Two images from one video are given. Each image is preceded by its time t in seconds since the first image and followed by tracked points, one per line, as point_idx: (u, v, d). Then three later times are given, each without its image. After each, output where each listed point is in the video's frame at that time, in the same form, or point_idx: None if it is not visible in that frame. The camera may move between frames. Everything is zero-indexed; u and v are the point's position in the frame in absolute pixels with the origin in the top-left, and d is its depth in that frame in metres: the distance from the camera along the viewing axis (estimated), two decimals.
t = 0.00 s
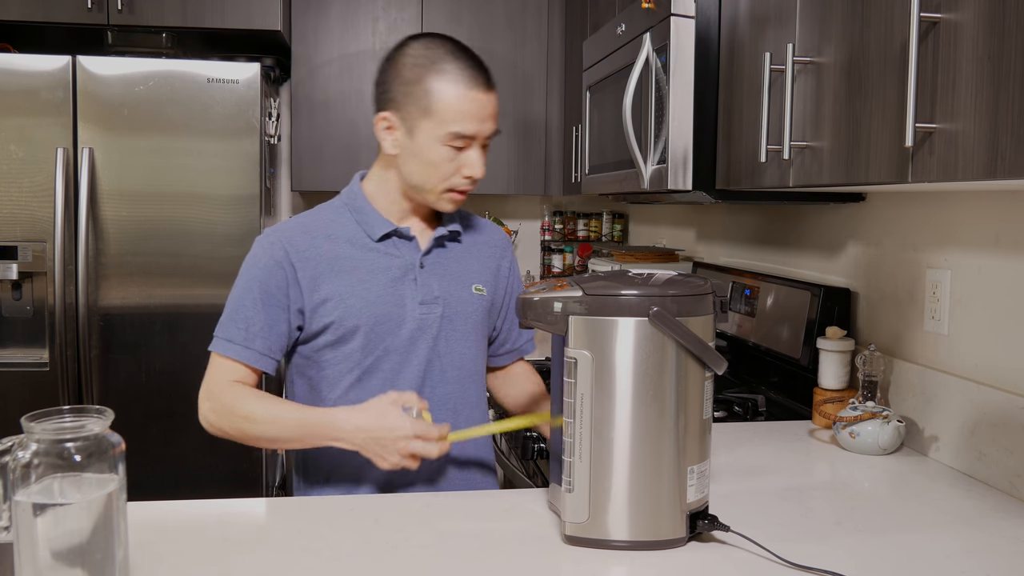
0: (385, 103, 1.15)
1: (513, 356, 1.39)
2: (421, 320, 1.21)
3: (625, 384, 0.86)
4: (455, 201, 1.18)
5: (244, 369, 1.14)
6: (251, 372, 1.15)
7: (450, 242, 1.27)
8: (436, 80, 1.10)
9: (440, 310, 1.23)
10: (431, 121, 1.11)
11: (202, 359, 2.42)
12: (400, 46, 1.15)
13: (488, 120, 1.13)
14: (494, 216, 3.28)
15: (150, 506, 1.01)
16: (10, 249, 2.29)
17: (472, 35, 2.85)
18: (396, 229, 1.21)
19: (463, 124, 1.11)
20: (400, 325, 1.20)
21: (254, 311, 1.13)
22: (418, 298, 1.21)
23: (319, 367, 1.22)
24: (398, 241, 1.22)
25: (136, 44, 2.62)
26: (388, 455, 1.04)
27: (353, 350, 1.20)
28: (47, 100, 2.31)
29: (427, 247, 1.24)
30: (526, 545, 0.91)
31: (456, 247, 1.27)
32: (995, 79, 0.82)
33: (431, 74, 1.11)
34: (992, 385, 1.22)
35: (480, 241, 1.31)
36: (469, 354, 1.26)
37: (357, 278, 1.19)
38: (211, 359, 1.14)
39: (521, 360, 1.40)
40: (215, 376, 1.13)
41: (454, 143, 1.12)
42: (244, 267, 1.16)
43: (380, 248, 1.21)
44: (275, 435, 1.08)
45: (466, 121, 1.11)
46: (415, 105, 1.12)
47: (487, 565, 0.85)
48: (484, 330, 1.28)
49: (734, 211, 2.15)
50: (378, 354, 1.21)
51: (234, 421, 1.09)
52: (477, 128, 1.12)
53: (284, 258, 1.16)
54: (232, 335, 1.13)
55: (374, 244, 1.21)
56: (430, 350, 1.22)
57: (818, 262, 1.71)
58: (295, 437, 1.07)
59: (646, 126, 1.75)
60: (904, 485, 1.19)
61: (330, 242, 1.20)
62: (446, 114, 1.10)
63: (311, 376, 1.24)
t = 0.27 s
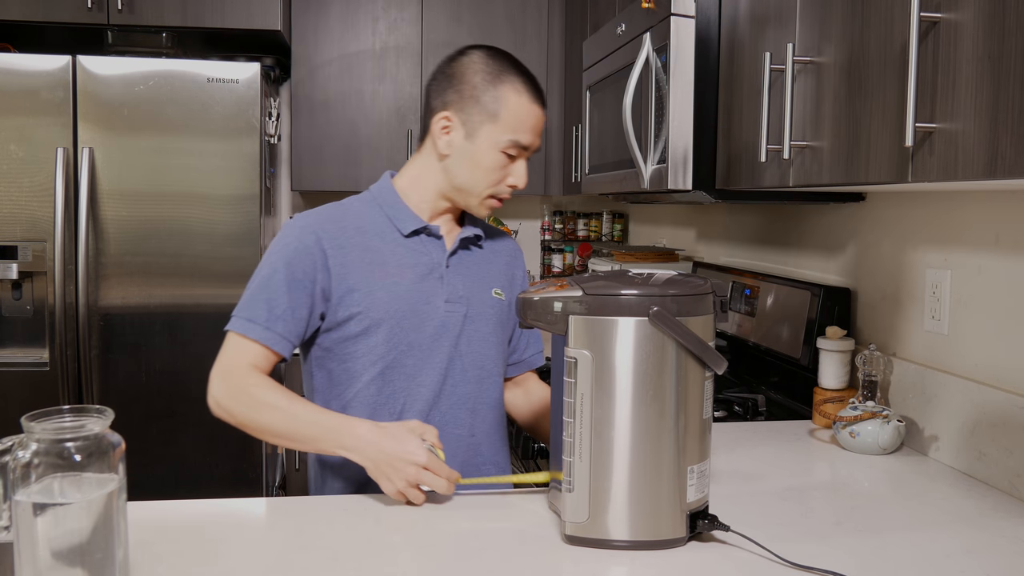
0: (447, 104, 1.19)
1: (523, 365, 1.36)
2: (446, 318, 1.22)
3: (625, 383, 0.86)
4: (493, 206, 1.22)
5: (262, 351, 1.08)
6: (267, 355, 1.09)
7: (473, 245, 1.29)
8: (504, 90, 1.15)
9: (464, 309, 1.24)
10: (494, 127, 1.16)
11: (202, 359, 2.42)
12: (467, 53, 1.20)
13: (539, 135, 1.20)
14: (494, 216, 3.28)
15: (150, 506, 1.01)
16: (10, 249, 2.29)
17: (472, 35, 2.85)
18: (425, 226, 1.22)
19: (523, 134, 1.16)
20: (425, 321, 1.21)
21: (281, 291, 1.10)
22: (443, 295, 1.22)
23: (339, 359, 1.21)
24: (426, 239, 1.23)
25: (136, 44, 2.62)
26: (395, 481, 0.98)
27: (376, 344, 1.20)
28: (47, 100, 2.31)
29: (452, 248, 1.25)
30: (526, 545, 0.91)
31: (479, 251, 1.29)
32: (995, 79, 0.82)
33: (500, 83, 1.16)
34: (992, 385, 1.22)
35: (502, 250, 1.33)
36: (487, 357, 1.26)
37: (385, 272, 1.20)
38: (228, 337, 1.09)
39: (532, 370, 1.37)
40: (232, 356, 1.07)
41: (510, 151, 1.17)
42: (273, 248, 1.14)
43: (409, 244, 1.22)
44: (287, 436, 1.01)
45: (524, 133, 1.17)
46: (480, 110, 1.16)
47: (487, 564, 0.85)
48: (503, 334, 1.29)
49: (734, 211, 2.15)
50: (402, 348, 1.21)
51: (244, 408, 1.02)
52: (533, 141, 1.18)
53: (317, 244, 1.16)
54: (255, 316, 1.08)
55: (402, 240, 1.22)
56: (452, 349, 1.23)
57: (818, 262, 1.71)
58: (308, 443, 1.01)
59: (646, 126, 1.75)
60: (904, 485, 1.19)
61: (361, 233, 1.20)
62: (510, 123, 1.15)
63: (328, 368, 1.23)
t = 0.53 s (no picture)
0: (460, 109, 1.21)
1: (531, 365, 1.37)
2: (459, 315, 1.23)
3: (625, 383, 0.86)
4: (501, 212, 1.23)
5: (283, 347, 1.10)
6: (287, 350, 1.11)
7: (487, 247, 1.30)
8: (516, 96, 1.18)
9: (477, 308, 1.24)
10: (505, 131, 1.18)
11: (202, 359, 2.42)
12: (482, 62, 1.23)
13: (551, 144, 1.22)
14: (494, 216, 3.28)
15: (150, 506, 1.01)
16: (10, 249, 2.29)
17: (472, 35, 2.85)
18: (439, 225, 1.24)
19: (533, 140, 1.18)
20: (438, 318, 1.22)
21: (298, 286, 1.12)
22: (457, 293, 1.23)
23: (353, 355, 1.22)
24: (440, 238, 1.24)
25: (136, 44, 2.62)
26: (418, 472, 0.95)
27: (390, 341, 1.20)
28: (47, 100, 2.31)
29: (466, 247, 1.26)
30: (526, 545, 0.91)
31: (492, 252, 1.30)
32: (995, 79, 0.82)
33: (512, 89, 1.18)
34: (992, 385, 1.22)
35: (515, 253, 1.34)
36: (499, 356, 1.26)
37: (399, 269, 1.21)
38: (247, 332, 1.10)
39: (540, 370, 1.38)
40: (254, 350, 1.09)
41: (520, 157, 1.19)
42: (291, 243, 1.16)
43: (423, 242, 1.23)
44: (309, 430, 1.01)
45: (535, 139, 1.18)
46: (492, 115, 1.18)
47: (487, 564, 0.85)
48: (515, 334, 1.30)
49: (734, 211, 2.15)
50: (416, 345, 1.21)
51: (269, 401, 1.03)
52: (544, 148, 1.20)
53: (333, 241, 1.18)
54: (274, 310, 1.10)
55: (417, 238, 1.23)
56: (465, 346, 1.23)
57: (818, 262, 1.71)
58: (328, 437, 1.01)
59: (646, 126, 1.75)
60: (905, 485, 1.19)
61: (376, 231, 1.22)
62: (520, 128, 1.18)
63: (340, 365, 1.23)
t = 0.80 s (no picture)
0: (446, 114, 1.19)
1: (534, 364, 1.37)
2: (459, 315, 1.23)
3: (625, 383, 0.86)
4: (493, 217, 1.19)
5: (287, 348, 1.10)
6: (291, 351, 1.11)
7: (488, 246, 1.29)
8: (494, 99, 1.12)
9: (477, 307, 1.24)
10: (481, 138, 1.13)
11: (202, 359, 2.42)
12: (470, 63, 1.18)
13: (538, 146, 1.14)
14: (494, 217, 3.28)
15: (150, 505, 1.01)
16: (10, 249, 2.29)
17: (472, 35, 2.85)
18: (440, 226, 1.23)
19: (512, 145, 1.12)
20: (439, 318, 1.22)
21: (300, 288, 1.12)
22: (457, 293, 1.23)
23: (353, 355, 1.22)
24: (442, 238, 1.24)
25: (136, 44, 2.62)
26: (418, 469, 0.96)
27: (390, 341, 1.20)
28: (47, 100, 2.31)
29: (467, 247, 1.26)
30: (526, 545, 0.91)
31: (494, 252, 1.30)
32: (995, 79, 0.82)
33: (490, 93, 1.13)
34: (992, 385, 1.22)
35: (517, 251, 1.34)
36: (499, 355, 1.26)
37: (400, 269, 1.21)
38: (251, 334, 1.11)
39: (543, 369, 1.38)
40: (258, 352, 1.09)
41: (500, 162, 1.13)
42: (292, 245, 1.16)
43: (424, 242, 1.23)
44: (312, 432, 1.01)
45: (514, 143, 1.12)
46: (470, 120, 1.14)
47: (488, 564, 0.85)
48: (516, 333, 1.29)
49: (734, 211, 2.15)
50: (416, 345, 1.21)
51: (274, 403, 1.03)
52: (527, 152, 1.13)
53: (334, 242, 1.18)
54: (276, 311, 1.10)
55: (418, 239, 1.23)
56: (465, 346, 1.23)
57: (819, 262, 1.71)
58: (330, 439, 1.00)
59: (646, 126, 1.75)
60: (905, 485, 1.19)
61: (377, 231, 1.22)
62: (496, 134, 1.12)
63: (342, 364, 1.23)
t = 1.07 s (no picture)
0: (435, 112, 1.19)
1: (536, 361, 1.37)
2: (458, 315, 1.23)
3: (625, 383, 0.86)
4: (485, 213, 1.18)
5: (288, 349, 1.10)
6: (292, 352, 1.10)
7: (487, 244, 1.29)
8: (478, 94, 1.12)
9: (476, 306, 1.24)
10: (467, 133, 1.12)
11: (202, 359, 2.42)
12: (457, 60, 1.18)
13: (525, 139, 1.12)
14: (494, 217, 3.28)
15: (150, 506, 1.01)
16: (10, 249, 2.29)
17: (472, 35, 2.85)
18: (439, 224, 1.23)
19: (498, 139, 1.11)
20: (438, 317, 1.22)
21: (299, 288, 1.12)
22: (455, 292, 1.23)
23: (353, 355, 1.22)
24: (441, 237, 1.24)
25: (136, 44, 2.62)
26: (418, 477, 0.96)
27: (389, 341, 1.21)
28: (47, 100, 2.31)
29: (466, 245, 1.26)
30: (526, 545, 0.91)
31: (493, 249, 1.29)
32: (995, 79, 0.82)
33: (475, 87, 1.12)
34: (992, 385, 1.22)
35: (516, 248, 1.34)
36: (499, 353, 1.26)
37: (399, 268, 1.21)
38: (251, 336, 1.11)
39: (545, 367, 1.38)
40: (258, 353, 1.09)
41: (488, 157, 1.12)
42: (291, 245, 1.16)
43: (423, 241, 1.23)
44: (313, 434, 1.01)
45: (501, 137, 1.11)
46: (457, 117, 1.13)
47: (488, 564, 0.85)
48: (515, 331, 1.29)
49: (734, 211, 2.15)
50: (415, 345, 1.21)
51: (274, 404, 1.03)
52: (514, 145, 1.12)
53: (332, 242, 1.18)
54: (276, 313, 1.10)
55: (416, 238, 1.23)
56: (464, 346, 1.23)
57: (819, 263, 1.71)
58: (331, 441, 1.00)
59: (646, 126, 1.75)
60: (905, 485, 1.19)
61: (376, 230, 1.22)
62: (482, 128, 1.11)
63: (341, 364, 1.23)
